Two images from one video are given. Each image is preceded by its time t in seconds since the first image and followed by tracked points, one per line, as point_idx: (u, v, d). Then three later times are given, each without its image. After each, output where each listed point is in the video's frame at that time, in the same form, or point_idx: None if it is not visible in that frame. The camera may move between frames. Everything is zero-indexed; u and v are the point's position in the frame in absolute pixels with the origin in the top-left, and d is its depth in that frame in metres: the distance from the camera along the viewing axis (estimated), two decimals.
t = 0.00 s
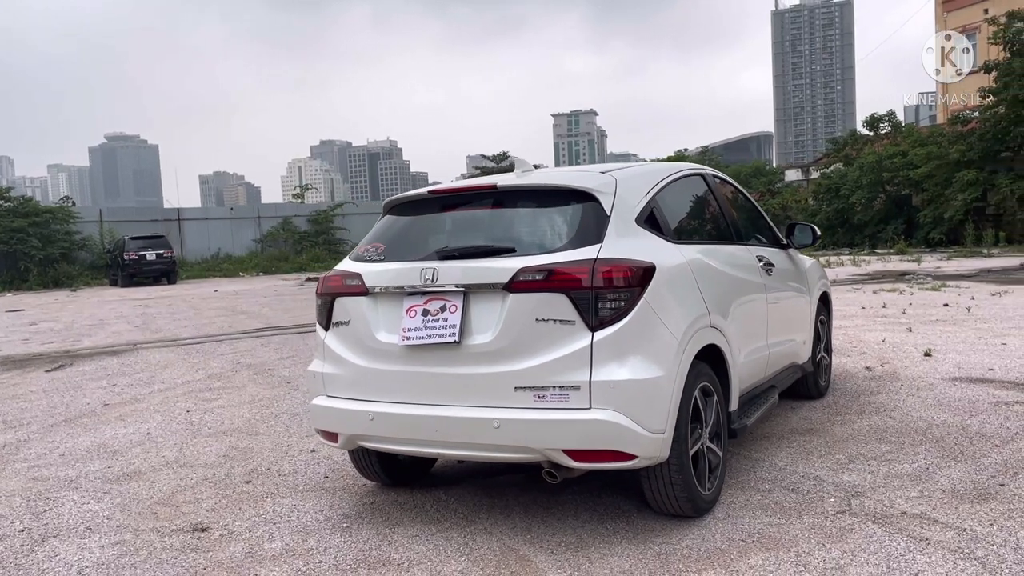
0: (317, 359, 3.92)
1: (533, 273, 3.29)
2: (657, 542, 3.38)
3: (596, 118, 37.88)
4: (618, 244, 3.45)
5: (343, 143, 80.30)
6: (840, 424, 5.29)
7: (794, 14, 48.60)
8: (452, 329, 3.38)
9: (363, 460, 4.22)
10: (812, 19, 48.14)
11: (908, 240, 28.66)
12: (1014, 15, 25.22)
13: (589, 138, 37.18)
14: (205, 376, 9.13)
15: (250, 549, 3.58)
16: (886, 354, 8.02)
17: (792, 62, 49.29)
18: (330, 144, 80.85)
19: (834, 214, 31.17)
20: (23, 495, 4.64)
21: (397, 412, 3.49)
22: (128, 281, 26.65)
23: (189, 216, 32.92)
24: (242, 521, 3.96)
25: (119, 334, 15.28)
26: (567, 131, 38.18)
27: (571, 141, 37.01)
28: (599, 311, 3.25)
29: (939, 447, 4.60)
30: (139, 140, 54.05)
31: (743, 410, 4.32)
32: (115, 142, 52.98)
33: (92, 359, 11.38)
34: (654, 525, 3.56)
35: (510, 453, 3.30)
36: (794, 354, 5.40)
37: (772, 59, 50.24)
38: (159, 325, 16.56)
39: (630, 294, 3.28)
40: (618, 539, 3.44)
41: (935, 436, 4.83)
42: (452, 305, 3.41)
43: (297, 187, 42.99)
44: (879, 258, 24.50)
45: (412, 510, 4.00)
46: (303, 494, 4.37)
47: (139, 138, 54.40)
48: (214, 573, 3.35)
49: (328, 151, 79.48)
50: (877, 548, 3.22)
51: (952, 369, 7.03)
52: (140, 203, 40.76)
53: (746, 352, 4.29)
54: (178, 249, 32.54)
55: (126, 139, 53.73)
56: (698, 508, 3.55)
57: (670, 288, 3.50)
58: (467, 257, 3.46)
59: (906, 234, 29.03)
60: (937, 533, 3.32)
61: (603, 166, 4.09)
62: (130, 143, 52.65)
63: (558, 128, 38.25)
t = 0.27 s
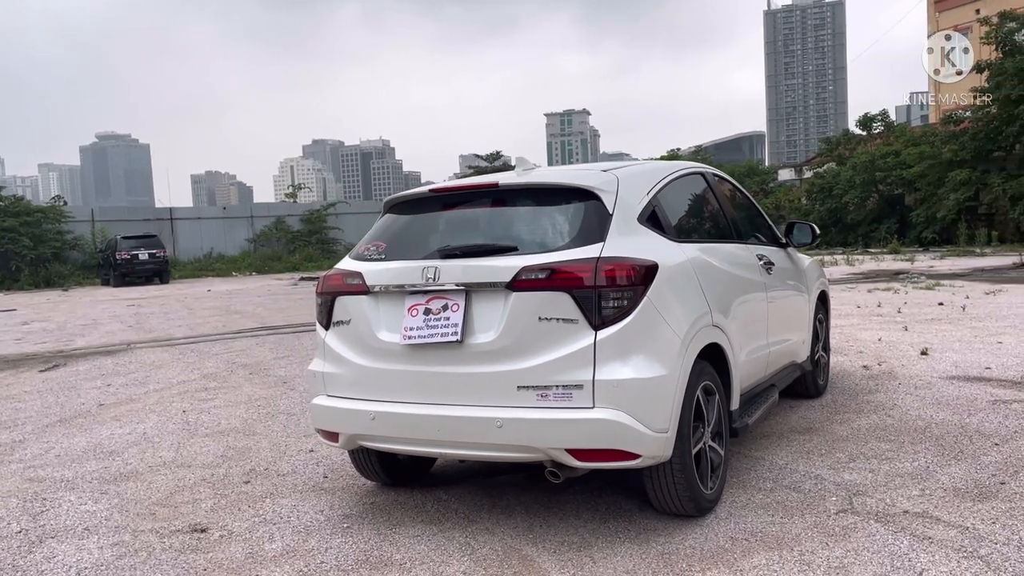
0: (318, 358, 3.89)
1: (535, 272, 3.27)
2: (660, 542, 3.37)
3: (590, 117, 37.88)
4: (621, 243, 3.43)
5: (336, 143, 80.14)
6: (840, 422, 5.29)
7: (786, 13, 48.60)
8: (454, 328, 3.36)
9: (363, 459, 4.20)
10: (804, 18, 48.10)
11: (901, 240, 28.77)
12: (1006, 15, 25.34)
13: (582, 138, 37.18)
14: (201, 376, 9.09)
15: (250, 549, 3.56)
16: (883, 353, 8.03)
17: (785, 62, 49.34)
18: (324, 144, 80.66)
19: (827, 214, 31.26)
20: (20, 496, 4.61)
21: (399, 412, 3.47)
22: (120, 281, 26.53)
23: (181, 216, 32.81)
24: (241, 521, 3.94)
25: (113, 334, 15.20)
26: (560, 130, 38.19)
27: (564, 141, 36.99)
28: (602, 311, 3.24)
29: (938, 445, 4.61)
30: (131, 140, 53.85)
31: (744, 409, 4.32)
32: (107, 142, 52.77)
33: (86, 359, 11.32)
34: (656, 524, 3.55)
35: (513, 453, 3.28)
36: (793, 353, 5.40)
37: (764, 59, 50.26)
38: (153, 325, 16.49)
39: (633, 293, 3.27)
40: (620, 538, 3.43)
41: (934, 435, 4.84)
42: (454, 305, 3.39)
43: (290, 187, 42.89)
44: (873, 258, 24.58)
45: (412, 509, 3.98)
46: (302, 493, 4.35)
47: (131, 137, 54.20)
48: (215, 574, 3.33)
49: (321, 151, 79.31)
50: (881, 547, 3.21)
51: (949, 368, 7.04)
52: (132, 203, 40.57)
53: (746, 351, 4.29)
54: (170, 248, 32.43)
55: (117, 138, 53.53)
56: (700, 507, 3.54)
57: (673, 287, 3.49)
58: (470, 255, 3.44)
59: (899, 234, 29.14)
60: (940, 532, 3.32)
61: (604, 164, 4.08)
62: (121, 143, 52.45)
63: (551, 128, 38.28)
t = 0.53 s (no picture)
0: (318, 357, 3.87)
1: (538, 271, 3.25)
2: (664, 541, 3.36)
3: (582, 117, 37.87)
4: (623, 240, 3.41)
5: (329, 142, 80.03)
6: (839, 421, 5.28)
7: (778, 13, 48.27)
8: (456, 327, 3.34)
9: (363, 459, 4.18)
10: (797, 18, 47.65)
11: (894, 239, 28.88)
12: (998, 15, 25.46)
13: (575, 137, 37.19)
14: (197, 375, 9.05)
15: (250, 550, 3.54)
16: (880, 351, 8.05)
17: (777, 62, 49.31)
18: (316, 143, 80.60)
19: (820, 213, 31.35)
20: (15, 497, 4.56)
21: (400, 411, 3.45)
22: (113, 281, 26.42)
23: (174, 215, 32.70)
24: (241, 522, 3.91)
25: (106, 333, 15.13)
26: (553, 130, 38.23)
27: (557, 141, 37.01)
28: (605, 309, 3.22)
29: (939, 444, 4.61)
30: (122, 139, 53.67)
31: (745, 408, 4.31)
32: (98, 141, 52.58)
33: (80, 358, 11.26)
34: (659, 524, 3.54)
35: (516, 452, 3.27)
36: (793, 352, 5.39)
37: (756, 58, 50.26)
38: (147, 325, 16.43)
39: (636, 292, 3.25)
40: (623, 538, 3.42)
41: (934, 433, 4.84)
42: (456, 303, 3.37)
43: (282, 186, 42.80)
44: (866, 257, 24.64)
45: (413, 510, 3.96)
46: (302, 494, 4.32)
47: (121, 136, 54.05)
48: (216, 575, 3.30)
49: (313, 150, 79.20)
50: (885, 546, 3.20)
51: (947, 366, 7.06)
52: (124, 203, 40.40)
53: (748, 350, 4.28)
54: (163, 248, 32.34)
55: (107, 137, 53.36)
56: (704, 506, 3.53)
57: (676, 285, 3.48)
58: (472, 254, 3.42)
59: (892, 233, 29.26)
60: (944, 530, 3.32)
61: (606, 163, 4.07)
62: (112, 142, 52.26)
63: (543, 127, 38.28)
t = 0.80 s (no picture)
0: (320, 356, 3.84)
1: (543, 268, 3.23)
2: (669, 541, 3.34)
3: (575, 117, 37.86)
4: (629, 238, 3.39)
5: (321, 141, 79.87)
6: (841, 420, 5.27)
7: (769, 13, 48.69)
8: (461, 326, 3.31)
9: (364, 458, 4.14)
10: (788, 18, 48.29)
11: (887, 238, 28.97)
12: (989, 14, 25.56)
13: (568, 136, 37.19)
14: (192, 375, 9.00)
15: (252, 551, 3.50)
16: (878, 350, 8.05)
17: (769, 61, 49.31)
18: (309, 142, 80.43)
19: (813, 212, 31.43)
20: (12, 498, 4.51)
21: (404, 410, 3.42)
22: (105, 280, 26.29)
23: (166, 214, 32.58)
24: (242, 523, 3.88)
25: (99, 333, 15.04)
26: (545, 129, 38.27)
27: (550, 140, 36.99)
28: (610, 308, 3.20)
29: (941, 442, 4.60)
30: (113, 138, 53.45)
31: (748, 406, 4.30)
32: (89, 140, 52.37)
33: (73, 358, 11.18)
34: (665, 523, 3.52)
35: (521, 452, 3.24)
36: (794, 351, 5.38)
37: (748, 58, 50.38)
38: (140, 324, 16.34)
39: (642, 290, 3.23)
40: (628, 538, 3.39)
41: (936, 432, 4.83)
42: (460, 302, 3.34)
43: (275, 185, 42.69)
44: (859, 255, 24.69)
45: (415, 510, 3.93)
46: (302, 494, 4.29)
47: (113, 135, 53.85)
48: None
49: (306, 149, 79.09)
50: (892, 545, 3.18)
51: (945, 365, 7.07)
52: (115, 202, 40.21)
53: (752, 348, 4.26)
54: (155, 247, 32.24)
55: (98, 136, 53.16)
56: (709, 506, 3.51)
57: (681, 283, 3.46)
58: (476, 252, 3.40)
59: (884, 232, 29.36)
60: (950, 529, 3.30)
61: (609, 160, 4.05)
62: (103, 140, 52.06)
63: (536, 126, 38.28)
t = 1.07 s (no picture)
0: (321, 356, 3.80)
1: (550, 267, 3.19)
2: (676, 542, 3.31)
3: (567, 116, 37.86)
4: (635, 236, 3.36)
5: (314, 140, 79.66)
6: (843, 419, 5.26)
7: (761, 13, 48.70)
8: (466, 326, 3.28)
9: (366, 459, 4.11)
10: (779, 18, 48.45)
11: (879, 237, 29.06)
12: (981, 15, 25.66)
13: (560, 136, 37.20)
14: (188, 375, 8.93)
15: (255, 554, 3.46)
16: (877, 349, 8.05)
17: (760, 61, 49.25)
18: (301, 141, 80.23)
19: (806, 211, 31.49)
20: (8, 501, 4.45)
21: (408, 411, 3.39)
22: (97, 279, 26.15)
23: (157, 213, 32.44)
24: (243, 525, 3.83)
25: (92, 333, 14.94)
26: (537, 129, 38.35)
27: (542, 139, 36.98)
28: (618, 307, 3.17)
29: (945, 442, 4.58)
30: (103, 137, 53.27)
31: (752, 407, 4.27)
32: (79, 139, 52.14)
33: (66, 358, 11.10)
34: (671, 525, 3.49)
35: (528, 453, 3.21)
36: (796, 350, 5.36)
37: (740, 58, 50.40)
38: (133, 324, 16.25)
39: (650, 289, 3.19)
40: (635, 539, 3.36)
41: (939, 431, 4.82)
42: (465, 301, 3.31)
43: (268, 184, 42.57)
44: (852, 255, 24.72)
45: (418, 512, 3.89)
46: (303, 495, 4.24)
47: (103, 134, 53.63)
48: None
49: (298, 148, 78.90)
50: (902, 546, 3.16)
51: (945, 364, 7.06)
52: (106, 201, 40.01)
53: (756, 348, 4.24)
54: (147, 246, 32.11)
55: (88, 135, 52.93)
56: (716, 506, 3.48)
57: (688, 282, 3.43)
58: (482, 251, 3.36)
59: (877, 231, 29.44)
60: (959, 530, 3.29)
61: (614, 158, 4.02)
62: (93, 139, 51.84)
63: (528, 125, 38.30)
